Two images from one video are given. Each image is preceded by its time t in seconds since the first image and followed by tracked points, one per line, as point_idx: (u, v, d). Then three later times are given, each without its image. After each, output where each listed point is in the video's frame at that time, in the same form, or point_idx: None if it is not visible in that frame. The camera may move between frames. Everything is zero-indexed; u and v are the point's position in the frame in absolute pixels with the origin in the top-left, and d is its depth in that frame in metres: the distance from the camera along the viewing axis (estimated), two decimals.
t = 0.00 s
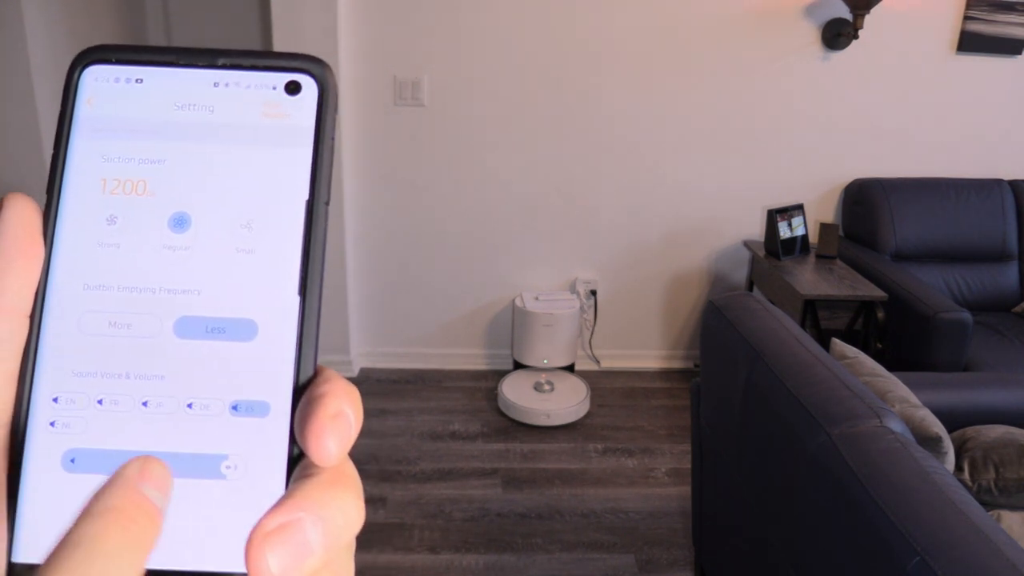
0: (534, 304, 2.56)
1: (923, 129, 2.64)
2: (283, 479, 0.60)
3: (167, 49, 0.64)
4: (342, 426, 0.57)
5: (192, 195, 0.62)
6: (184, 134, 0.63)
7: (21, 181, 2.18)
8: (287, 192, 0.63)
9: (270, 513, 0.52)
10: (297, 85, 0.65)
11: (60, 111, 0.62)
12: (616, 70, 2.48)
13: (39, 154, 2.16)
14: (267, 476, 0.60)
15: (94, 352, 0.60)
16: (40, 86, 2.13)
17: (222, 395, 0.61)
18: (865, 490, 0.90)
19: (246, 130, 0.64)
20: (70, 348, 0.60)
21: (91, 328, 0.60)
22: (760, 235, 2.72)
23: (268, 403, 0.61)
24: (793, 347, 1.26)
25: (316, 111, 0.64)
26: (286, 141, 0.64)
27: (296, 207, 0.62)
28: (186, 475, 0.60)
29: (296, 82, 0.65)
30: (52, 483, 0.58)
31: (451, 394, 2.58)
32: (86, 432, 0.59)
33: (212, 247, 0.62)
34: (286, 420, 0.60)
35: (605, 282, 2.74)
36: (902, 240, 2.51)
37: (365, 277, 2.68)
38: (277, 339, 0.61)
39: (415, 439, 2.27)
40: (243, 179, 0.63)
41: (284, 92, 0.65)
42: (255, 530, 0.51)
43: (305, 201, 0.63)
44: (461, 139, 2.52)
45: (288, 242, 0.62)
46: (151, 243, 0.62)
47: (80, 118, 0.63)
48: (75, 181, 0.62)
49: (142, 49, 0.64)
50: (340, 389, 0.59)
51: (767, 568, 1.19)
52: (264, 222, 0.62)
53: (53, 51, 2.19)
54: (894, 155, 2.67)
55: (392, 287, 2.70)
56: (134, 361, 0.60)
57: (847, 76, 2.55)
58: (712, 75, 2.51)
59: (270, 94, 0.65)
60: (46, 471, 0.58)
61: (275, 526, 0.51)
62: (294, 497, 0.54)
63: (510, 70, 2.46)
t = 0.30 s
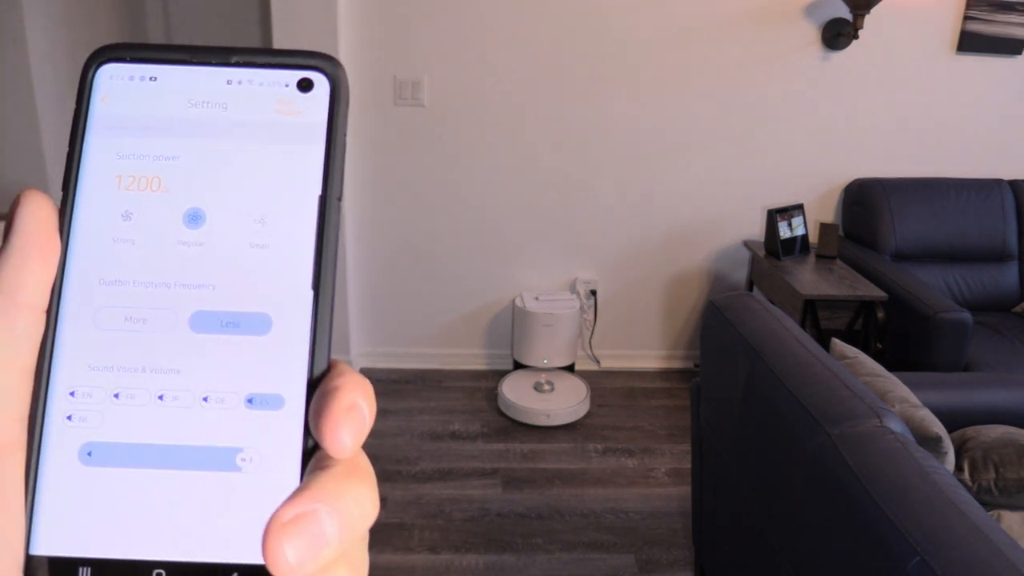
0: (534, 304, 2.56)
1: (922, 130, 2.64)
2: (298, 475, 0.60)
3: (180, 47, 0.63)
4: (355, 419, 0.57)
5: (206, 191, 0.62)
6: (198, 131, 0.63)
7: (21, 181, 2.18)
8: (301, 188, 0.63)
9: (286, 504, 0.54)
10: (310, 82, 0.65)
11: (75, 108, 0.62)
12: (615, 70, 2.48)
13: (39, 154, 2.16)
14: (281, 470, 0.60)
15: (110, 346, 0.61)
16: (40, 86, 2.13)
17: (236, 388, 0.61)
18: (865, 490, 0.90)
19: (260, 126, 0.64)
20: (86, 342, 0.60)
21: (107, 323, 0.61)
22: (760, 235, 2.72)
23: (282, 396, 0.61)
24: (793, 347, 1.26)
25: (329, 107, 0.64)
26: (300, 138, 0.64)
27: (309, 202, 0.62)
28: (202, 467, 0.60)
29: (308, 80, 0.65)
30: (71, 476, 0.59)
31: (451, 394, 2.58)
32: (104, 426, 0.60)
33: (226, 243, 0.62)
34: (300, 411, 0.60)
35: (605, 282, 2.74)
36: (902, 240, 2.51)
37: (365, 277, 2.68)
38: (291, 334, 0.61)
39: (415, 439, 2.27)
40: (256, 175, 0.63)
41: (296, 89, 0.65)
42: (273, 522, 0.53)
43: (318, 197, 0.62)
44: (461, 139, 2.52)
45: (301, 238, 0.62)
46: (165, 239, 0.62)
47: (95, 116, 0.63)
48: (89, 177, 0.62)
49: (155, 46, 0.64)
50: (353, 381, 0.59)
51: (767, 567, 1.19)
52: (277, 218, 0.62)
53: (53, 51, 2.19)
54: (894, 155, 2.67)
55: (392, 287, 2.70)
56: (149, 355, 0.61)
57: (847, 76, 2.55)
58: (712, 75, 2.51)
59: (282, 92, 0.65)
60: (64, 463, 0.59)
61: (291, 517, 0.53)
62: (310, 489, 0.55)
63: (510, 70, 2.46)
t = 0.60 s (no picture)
0: (534, 304, 2.56)
1: (922, 129, 2.64)
2: (304, 475, 0.60)
3: (187, 48, 0.64)
4: (362, 417, 0.57)
5: (213, 191, 0.62)
6: (205, 132, 0.64)
7: (20, 181, 2.18)
8: (307, 187, 0.63)
9: (292, 502, 0.54)
10: (316, 83, 0.65)
11: (82, 108, 0.62)
12: (616, 70, 2.48)
13: (38, 154, 2.16)
14: (288, 469, 0.60)
15: (118, 345, 0.61)
16: (40, 86, 2.13)
17: (243, 387, 0.61)
18: (865, 489, 0.90)
19: (267, 127, 0.64)
20: (94, 341, 0.60)
21: (115, 322, 0.61)
22: (760, 235, 2.72)
23: (289, 395, 0.60)
24: (793, 347, 1.26)
25: (335, 107, 0.64)
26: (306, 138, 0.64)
27: (316, 202, 0.62)
28: (209, 466, 0.60)
29: (314, 80, 0.65)
30: (78, 475, 0.59)
31: (451, 394, 2.58)
32: (111, 425, 0.60)
33: (232, 242, 0.62)
34: (307, 410, 0.60)
35: (605, 282, 2.74)
36: (902, 240, 2.51)
37: (365, 277, 2.68)
38: (297, 332, 0.61)
39: (415, 439, 2.27)
40: (263, 174, 0.63)
41: (302, 90, 0.65)
42: (279, 520, 0.53)
43: (324, 197, 0.62)
44: (461, 139, 2.52)
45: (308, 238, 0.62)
46: (173, 238, 0.62)
47: (102, 117, 0.63)
48: (97, 178, 0.62)
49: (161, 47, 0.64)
50: (359, 380, 0.59)
51: (766, 567, 1.19)
52: (284, 218, 0.62)
53: (53, 51, 2.19)
54: (895, 155, 2.67)
55: (392, 287, 2.70)
56: (157, 354, 0.61)
57: (847, 76, 2.55)
58: (712, 75, 2.51)
59: (289, 93, 0.65)
60: (72, 462, 0.59)
61: (298, 515, 0.53)
62: (316, 486, 0.56)
63: (510, 70, 2.46)
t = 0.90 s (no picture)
0: (534, 304, 2.56)
1: (922, 129, 2.65)
2: (309, 475, 0.60)
3: (194, 51, 0.64)
4: (368, 417, 0.57)
5: (220, 193, 0.62)
6: (213, 133, 0.64)
7: (20, 181, 2.18)
8: (315, 189, 0.63)
9: (298, 501, 0.54)
10: (323, 86, 0.65)
11: (92, 110, 0.62)
12: (615, 70, 2.48)
13: (39, 154, 2.16)
14: (295, 469, 0.60)
15: (126, 346, 0.61)
16: (40, 86, 2.13)
17: (250, 388, 0.61)
18: (865, 489, 0.90)
19: (274, 129, 0.64)
20: (102, 342, 0.61)
21: (123, 323, 0.61)
22: (760, 234, 2.72)
23: (296, 396, 0.60)
24: (794, 347, 1.26)
25: (341, 110, 0.64)
26: (313, 140, 0.64)
27: (323, 204, 0.62)
28: (215, 466, 0.60)
29: (322, 83, 0.65)
30: (87, 473, 0.59)
31: (451, 394, 2.58)
32: (120, 424, 0.60)
33: (240, 244, 0.62)
34: (315, 409, 0.60)
35: (605, 282, 2.74)
36: (902, 240, 2.51)
37: (365, 277, 2.68)
38: (304, 333, 0.61)
39: (415, 439, 2.27)
40: (270, 176, 0.63)
41: (310, 93, 0.65)
42: (286, 519, 0.53)
43: (330, 199, 0.62)
44: (461, 139, 2.52)
45: (314, 239, 0.62)
46: (181, 240, 0.62)
47: (111, 119, 0.63)
48: (105, 180, 0.62)
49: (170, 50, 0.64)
50: (365, 379, 0.59)
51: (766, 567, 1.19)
52: (291, 219, 0.62)
53: (53, 51, 2.19)
54: (894, 155, 2.67)
55: (392, 287, 2.70)
56: (165, 355, 0.61)
57: (848, 76, 2.55)
58: (712, 75, 2.51)
59: (296, 95, 0.65)
60: (80, 462, 0.59)
61: (304, 514, 0.53)
62: (323, 486, 0.55)
63: (510, 69, 2.46)
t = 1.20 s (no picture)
0: (534, 304, 2.56)
1: (922, 130, 2.64)
2: (312, 476, 0.60)
3: (196, 51, 0.64)
4: (371, 417, 0.57)
5: (222, 193, 0.63)
6: (215, 133, 0.64)
7: (20, 181, 2.18)
8: (317, 189, 0.63)
9: (300, 502, 0.54)
10: (325, 85, 0.65)
11: (93, 111, 0.63)
12: (616, 70, 2.48)
13: (39, 154, 2.16)
14: (297, 470, 0.60)
15: (128, 346, 0.61)
16: (40, 86, 2.13)
17: (253, 388, 0.61)
18: (865, 490, 0.90)
19: (277, 129, 0.64)
20: (104, 342, 0.61)
21: (126, 323, 0.61)
22: (760, 234, 2.72)
23: (298, 396, 0.60)
24: (794, 347, 1.26)
25: (344, 110, 0.64)
26: (315, 139, 0.64)
27: (325, 203, 0.62)
28: (218, 467, 0.60)
29: (324, 83, 0.65)
30: (89, 475, 0.59)
31: (451, 394, 2.58)
32: (122, 426, 0.60)
33: (242, 243, 0.62)
34: (317, 409, 0.60)
35: (605, 282, 2.74)
36: (902, 240, 2.51)
37: (365, 277, 2.68)
38: (307, 333, 0.61)
39: (415, 439, 2.27)
40: (272, 175, 0.63)
41: (312, 92, 0.65)
42: (289, 520, 0.52)
43: (333, 198, 0.62)
44: (461, 139, 2.52)
45: (317, 239, 0.62)
46: (183, 240, 0.62)
47: (113, 120, 0.63)
48: (107, 181, 0.62)
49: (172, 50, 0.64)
50: (367, 379, 0.59)
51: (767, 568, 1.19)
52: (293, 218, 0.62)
53: (54, 50, 2.19)
54: (894, 155, 2.67)
55: (392, 287, 2.70)
56: (167, 356, 0.61)
57: (847, 76, 2.55)
58: (712, 75, 2.51)
59: (299, 94, 0.65)
60: (82, 463, 0.59)
61: (307, 515, 0.53)
62: (326, 486, 0.55)
63: (510, 70, 2.46)
